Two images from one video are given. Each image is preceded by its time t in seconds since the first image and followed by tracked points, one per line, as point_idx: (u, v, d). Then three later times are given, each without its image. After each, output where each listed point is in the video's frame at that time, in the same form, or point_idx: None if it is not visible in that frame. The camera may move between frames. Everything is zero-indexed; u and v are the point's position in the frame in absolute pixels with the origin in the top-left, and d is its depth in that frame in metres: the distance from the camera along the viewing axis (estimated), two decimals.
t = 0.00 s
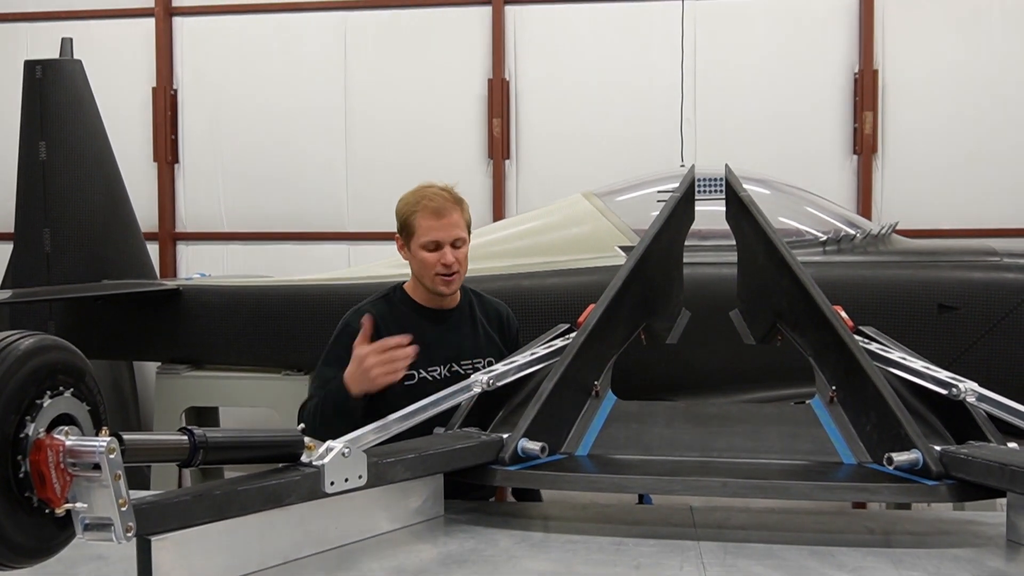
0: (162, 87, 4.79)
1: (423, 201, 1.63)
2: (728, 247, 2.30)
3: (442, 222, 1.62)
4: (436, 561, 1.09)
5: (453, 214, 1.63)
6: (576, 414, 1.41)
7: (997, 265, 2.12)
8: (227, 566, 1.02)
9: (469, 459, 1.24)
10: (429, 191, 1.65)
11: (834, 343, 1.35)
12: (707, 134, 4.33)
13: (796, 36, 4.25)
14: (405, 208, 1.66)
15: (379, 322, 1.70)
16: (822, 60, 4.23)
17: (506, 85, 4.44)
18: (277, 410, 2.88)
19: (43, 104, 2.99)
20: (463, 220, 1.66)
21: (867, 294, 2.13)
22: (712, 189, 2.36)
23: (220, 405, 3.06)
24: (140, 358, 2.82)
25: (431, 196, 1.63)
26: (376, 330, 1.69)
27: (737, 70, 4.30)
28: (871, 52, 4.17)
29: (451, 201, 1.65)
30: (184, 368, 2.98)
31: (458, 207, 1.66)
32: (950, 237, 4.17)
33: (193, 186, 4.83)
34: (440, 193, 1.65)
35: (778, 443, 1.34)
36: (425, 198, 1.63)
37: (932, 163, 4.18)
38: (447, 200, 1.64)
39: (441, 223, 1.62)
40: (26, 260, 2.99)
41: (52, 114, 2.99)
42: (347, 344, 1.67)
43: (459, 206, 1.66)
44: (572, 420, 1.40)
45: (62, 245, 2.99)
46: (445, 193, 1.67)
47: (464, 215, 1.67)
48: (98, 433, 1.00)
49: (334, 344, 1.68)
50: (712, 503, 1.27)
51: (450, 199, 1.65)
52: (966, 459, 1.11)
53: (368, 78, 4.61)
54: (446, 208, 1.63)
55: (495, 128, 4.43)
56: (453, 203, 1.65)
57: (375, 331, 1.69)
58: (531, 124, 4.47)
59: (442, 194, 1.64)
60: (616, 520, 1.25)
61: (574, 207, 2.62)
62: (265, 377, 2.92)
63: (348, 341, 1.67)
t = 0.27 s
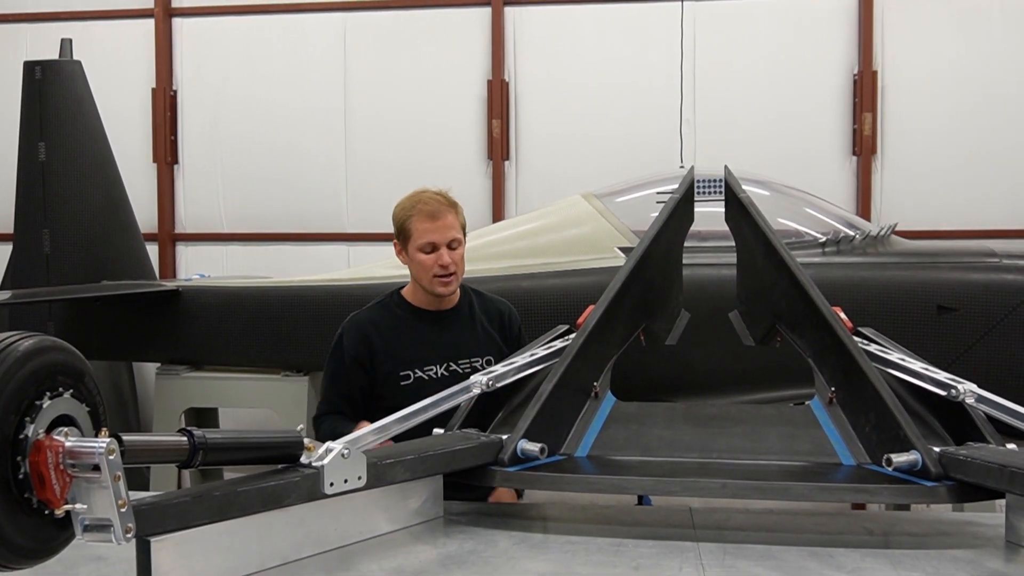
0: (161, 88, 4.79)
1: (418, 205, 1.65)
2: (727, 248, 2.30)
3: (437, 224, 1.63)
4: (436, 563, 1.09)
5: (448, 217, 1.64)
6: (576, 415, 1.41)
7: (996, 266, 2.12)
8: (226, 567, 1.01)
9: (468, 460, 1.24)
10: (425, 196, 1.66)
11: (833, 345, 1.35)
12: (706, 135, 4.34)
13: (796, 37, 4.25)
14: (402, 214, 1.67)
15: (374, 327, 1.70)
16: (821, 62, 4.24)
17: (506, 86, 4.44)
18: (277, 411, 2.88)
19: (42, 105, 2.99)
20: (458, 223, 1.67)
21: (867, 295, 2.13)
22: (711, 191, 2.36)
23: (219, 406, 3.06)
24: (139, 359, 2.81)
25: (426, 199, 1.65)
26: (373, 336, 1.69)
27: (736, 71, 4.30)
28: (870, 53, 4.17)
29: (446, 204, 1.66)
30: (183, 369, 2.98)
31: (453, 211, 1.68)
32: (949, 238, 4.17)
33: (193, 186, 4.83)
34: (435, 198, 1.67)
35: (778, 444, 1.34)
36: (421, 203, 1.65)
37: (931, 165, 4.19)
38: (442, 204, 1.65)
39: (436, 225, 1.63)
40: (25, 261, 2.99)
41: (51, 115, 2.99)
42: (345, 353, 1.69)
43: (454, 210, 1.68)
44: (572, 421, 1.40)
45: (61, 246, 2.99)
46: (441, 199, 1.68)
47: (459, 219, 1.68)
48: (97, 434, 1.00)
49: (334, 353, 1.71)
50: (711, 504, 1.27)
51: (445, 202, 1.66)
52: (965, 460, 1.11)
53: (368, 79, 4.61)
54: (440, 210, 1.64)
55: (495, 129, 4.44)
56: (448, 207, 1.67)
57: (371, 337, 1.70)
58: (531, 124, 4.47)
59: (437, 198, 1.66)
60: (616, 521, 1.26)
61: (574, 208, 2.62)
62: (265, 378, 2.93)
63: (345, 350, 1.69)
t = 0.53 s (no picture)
0: (158, 93, 4.79)
1: (398, 206, 1.65)
2: (722, 253, 2.31)
3: (414, 226, 1.63)
4: (431, 567, 1.09)
5: (426, 218, 1.64)
6: (571, 419, 1.42)
7: (989, 270, 2.14)
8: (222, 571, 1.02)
9: (464, 465, 1.24)
10: (406, 197, 1.66)
11: (827, 349, 1.36)
12: (701, 140, 4.35)
13: (790, 43, 4.28)
14: (386, 215, 1.69)
15: (373, 316, 1.71)
16: (815, 68, 4.26)
17: (502, 92, 4.45)
18: (273, 416, 2.88)
19: (38, 111, 3.00)
20: (439, 223, 1.66)
21: (861, 299, 2.14)
22: (706, 196, 2.37)
23: (215, 412, 3.06)
24: (135, 364, 2.82)
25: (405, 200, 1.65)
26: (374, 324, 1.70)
27: (731, 77, 4.32)
28: (864, 59, 4.19)
29: (425, 203, 1.65)
30: (179, 374, 2.98)
31: (434, 211, 1.67)
32: (943, 243, 4.19)
33: (189, 192, 4.83)
34: (415, 198, 1.66)
35: (772, 448, 1.34)
36: (401, 204, 1.65)
37: (925, 170, 4.21)
38: (420, 204, 1.65)
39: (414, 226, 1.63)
40: (21, 266, 2.99)
41: (47, 120, 2.99)
42: (345, 340, 1.68)
43: (435, 209, 1.67)
44: (567, 426, 1.40)
45: (57, 252, 2.99)
46: (422, 199, 1.67)
47: (440, 218, 1.67)
48: (94, 439, 1.00)
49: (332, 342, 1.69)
50: (706, 508, 1.28)
51: (423, 202, 1.65)
52: (958, 464, 1.12)
53: (364, 85, 4.62)
54: (418, 211, 1.63)
55: (491, 134, 4.45)
56: (428, 207, 1.66)
57: (371, 325, 1.70)
58: (527, 130, 4.48)
59: (417, 199, 1.65)
60: (611, 525, 1.26)
61: (569, 213, 2.63)
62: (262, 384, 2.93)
63: (346, 336, 1.68)
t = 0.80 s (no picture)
0: (157, 96, 4.80)
1: (391, 210, 1.64)
2: (721, 254, 2.32)
3: (411, 228, 1.63)
4: (432, 568, 1.09)
5: (421, 219, 1.64)
6: (571, 420, 1.42)
7: (989, 270, 2.13)
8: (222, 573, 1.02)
9: (464, 466, 1.24)
10: (396, 199, 1.66)
11: (827, 349, 1.36)
12: (700, 141, 4.36)
13: (789, 44, 4.28)
14: (377, 218, 1.68)
15: (371, 315, 1.71)
16: (814, 68, 4.26)
17: (501, 94, 4.45)
18: (274, 418, 2.88)
19: (37, 114, 3.00)
20: (432, 223, 1.67)
21: (860, 300, 2.14)
22: (705, 197, 2.37)
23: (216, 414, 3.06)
24: (135, 367, 2.81)
25: (398, 203, 1.65)
26: (372, 323, 1.70)
27: (730, 78, 4.32)
28: (863, 59, 4.19)
29: (418, 205, 1.65)
30: (179, 377, 2.98)
31: (426, 212, 1.67)
32: (942, 243, 4.19)
33: (189, 195, 4.83)
34: (406, 200, 1.66)
35: (773, 448, 1.34)
36: (393, 207, 1.65)
37: (924, 170, 4.21)
38: (414, 207, 1.65)
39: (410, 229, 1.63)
40: (20, 269, 2.99)
41: (46, 123, 2.99)
42: (344, 338, 1.68)
43: (426, 210, 1.67)
44: (567, 427, 1.40)
45: (57, 254, 2.99)
46: (412, 200, 1.67)
47: (433, 219, 1.68)
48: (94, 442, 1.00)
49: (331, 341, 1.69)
50: (706, 508, 1.28)
51: (416, 204, 1.66)
52: (957, 464, 1.12)
53: (364, 87, 4.62)
54: (413, 213, 1.64)
55: (490, 136, 4.45)
56: (420, 208, 1.66)
57: (370, 324, 1.70)
58: (526, 131, 4.48)
59: (409, 201, 1.65)
60: (611, 526, 1.26)
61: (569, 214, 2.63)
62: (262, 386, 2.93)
63: (345, 335, 1.68)
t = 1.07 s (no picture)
0: (158, 97, 4.80)
1: (393, 211, 1.64)
2: (722, 254, 2.32)
3: (415, 228, 1.63)
4: (434, 568, 1.09)
5: (423, 219, 1.64)
6: (573, 421, 1.42)
7: (990, 269, 2.13)
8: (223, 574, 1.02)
9: (466, 467, 1.24)
10: (396, 201, 1.66)
11: (828, 348, 1.35)
12: (701, 141, 4.35)
13: (790, 43, 4.27)
14: (376, 222, 1.66)
15: (371, 316, 1.72)
16: (815, 67, 4.26)
17: (501, 94, 4.45)
18: (275, 418, 2.88)
19: (38, 115, 3.00)
20: (433, 223, 1.67)
21: (862, 299, 2.14)
22: (706, 196, 2.37)
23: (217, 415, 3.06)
24: (136, 368, 2.81)
25: (399, 205, 1.65)
26: (373, 324, 1.71)
27: (731, 77, 4.32)
28: (864, 59, 4.19)
29: (418, 207, 1.66)
30: (180, 378, 2.98)
31: (426, 212, 1.68)
32: (943, 243, 4.19)
33: (190, 195, 4.83)
34: (406, 202, 1.66)
35: (774, 448, 1.34)
36: (394, 209, 1.65)
37: (925, 169, 4.20)
38: (415, 208, 1.66)
39: (414, 228, 1.63)
40: (21, 270, 3.00)
41: (48, 124, 3.00)
42: (345, 338, 1.68)
43: (427, 210, 1.68)
44: (569, 427, 1.40)
45: (58, 255, 2.99)
46: (411, 201, 1.68)
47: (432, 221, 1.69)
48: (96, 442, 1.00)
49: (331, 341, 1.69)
50: (708, 508, 1.28)
51: (417, 206, 1.66)
52: (959, 463, 1.12)
53: (364, 87, 4.62)
54: (415, 214, 1.64)
55: (491, 136, 4.45)
56: (421, 208, 1.67)
57: (370, 324, 1.71)
58: (527, 131, 4.48)
59: (409, 202, 1.66)
60: (613, 525, 1.26)
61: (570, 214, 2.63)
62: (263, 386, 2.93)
63: (346, 335, 1.68)
